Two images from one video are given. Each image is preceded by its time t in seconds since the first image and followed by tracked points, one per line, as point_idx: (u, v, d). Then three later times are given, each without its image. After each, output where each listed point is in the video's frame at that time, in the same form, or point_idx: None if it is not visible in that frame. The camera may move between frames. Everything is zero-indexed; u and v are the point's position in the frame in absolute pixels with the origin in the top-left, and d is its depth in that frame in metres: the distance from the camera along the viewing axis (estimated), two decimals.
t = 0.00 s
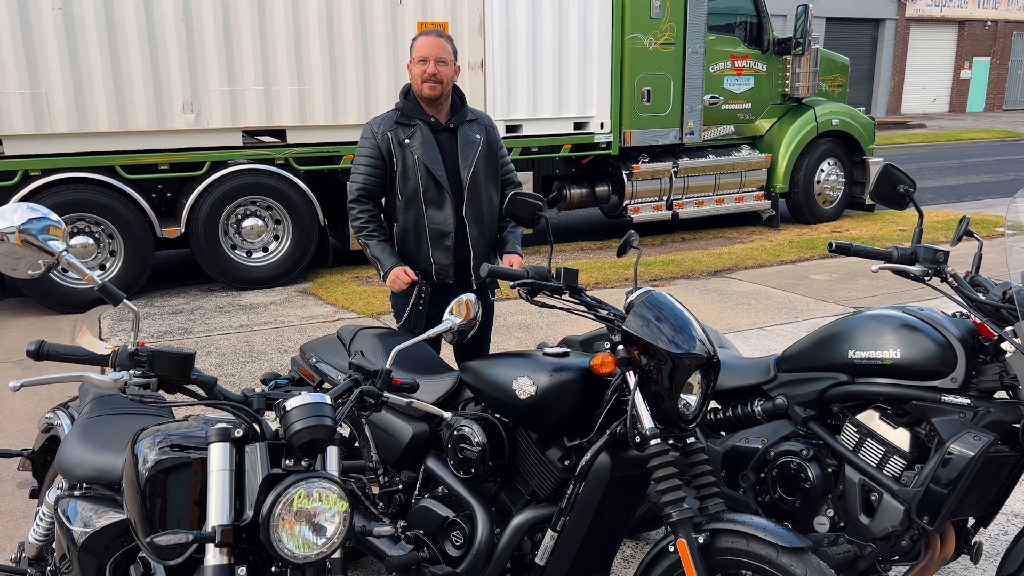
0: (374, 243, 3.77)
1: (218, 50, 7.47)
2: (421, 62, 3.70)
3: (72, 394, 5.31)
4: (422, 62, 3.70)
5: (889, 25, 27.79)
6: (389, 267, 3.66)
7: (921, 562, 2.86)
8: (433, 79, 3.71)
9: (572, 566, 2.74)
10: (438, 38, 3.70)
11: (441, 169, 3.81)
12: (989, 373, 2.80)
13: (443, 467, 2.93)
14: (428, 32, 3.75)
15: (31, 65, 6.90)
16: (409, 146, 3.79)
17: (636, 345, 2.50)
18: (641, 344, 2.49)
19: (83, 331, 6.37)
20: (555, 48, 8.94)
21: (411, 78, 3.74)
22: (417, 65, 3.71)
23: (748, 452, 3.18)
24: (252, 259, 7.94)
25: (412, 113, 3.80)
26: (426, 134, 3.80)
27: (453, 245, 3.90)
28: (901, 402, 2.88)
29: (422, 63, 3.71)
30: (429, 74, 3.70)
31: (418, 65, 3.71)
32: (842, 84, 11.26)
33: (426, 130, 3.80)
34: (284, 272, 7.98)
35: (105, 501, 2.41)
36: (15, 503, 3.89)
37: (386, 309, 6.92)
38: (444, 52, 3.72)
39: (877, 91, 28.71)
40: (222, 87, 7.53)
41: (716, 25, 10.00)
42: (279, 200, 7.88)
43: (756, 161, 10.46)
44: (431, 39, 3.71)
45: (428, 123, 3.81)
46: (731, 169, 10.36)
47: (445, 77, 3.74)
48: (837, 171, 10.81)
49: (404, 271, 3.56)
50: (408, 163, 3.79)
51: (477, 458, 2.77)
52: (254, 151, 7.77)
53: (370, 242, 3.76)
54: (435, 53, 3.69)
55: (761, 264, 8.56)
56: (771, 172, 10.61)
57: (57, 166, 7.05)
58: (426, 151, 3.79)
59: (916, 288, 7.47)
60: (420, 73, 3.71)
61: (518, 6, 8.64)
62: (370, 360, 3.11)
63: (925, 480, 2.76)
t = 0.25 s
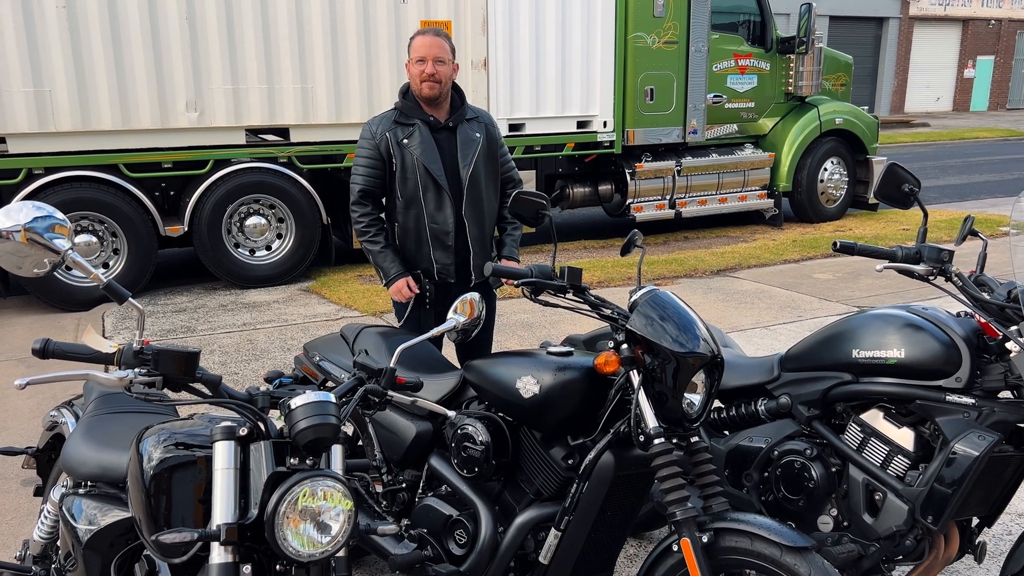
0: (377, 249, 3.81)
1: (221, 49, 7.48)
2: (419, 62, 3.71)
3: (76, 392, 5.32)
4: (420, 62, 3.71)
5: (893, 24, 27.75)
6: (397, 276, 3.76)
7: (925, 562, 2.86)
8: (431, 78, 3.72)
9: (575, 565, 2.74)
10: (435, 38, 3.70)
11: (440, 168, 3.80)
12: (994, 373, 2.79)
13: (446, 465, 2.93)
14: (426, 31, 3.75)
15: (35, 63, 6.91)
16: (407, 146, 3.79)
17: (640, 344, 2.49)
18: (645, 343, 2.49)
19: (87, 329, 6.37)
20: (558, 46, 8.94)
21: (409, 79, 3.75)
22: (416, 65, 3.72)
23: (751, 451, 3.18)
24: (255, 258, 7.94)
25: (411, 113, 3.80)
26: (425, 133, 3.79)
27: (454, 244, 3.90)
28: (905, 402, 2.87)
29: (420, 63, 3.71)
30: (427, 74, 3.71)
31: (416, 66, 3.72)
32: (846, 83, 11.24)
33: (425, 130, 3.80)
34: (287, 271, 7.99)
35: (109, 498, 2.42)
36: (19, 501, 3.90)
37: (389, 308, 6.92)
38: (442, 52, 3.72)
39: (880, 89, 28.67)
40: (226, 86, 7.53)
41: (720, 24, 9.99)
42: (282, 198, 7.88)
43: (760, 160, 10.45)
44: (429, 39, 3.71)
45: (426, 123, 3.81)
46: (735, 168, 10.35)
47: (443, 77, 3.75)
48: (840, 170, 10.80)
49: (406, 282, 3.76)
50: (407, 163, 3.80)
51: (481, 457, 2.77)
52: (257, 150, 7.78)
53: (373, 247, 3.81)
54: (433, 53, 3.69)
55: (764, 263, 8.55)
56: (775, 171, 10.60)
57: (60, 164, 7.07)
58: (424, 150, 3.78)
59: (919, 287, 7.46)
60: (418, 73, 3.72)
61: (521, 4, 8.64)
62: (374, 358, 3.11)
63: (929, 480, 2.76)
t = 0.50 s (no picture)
0: (395, 231, 3.75)
1: (226, 48, 7.49)
2: (414, 60, 3.71)
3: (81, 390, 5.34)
4: (415, 61, 3.71)
5: (897, 23, 27.70)
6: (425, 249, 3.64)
7: (928, 561, 2.86)
8: (426, 76, 3.73)
9: (578, 563, 2.75)
10: (430, 36, 3.70)
11: (438, 165, 3.81)
12: (998, 373, 2.79)
13: (450, 463, 2.93)
14: (421, 29, 3.75)
15: (40, 61, 6.93)
16: (405, 143, 3.80)
17: (644, 343, 2.49)
18: (649, 342, 2.49)
19: (91, 327, 6.39)
20: (562, 45, 8.93)
21: (405, 77, 3.76)
22: (411, 63, 3.73)
23: (755, 450, 3.18)
24: (259, 256, 7.95)
25: (408, 110, 3.81)
26: (423, 130, 3.81)
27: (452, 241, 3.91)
28: (909, 401, 2.87)
29: (415, 61, 3.72)
30: (422, 73, 3.72)
31: (411, 64, 3.73)
32: (850, 82, 11.22)
33: (423, 127, 3.81)
34: (291, 269, 7.99)
35: (114, 495, 2.43)
36: (24, 498, 3.91)
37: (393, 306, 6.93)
38: (438, 50, 3.72)
39: (884, 89, 28.63)
40: (230, 84, 7.54)
41: (724, 23, 9.98)
42: (286, 197, 7.89)
43: (764, 159, 10.44)
44: (423, 36, 3.71)
45: (424, 120, 3.82)
46: (739, 167, 10.34)
47: (439, 75, 3.75)
48: (844, 169, 10.78)
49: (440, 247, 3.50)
50: (405, 160, 3.81)
51: (484, 455, 2.78)
52: (262, 148, 7.79)
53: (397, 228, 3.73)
54: (428, 50, 3.69)
55: (768, 262, 8.55)
56: (778, 170, 10.59)
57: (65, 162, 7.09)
58: (423, 147, 3.80)
59: (923, 287, 7.45)
60: (414, 71, 3.73)
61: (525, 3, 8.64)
62: (377, 356, 3.12)
63: (933, 479, 2.76)
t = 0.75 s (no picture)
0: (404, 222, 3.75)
1: (231, 47, 7.50)
2: (410, 58, 3.71)
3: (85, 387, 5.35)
4: (410, 59, 3.71)
5: (902, 22, 27.66)
6: (441, 232, 3.68)
7: (932, 560, 2.86)
8: (422, 74, 3.72)
9: (582, 561, 2.75)
10: (425, 34, 3.69)
11: (436, 162, 3.83)
12: (1003, 372, 2.79)
13: (453, 461, 2.94)
14: (417, 28, 3.75)
15: (45, 59, 6.94)
16: (404, 141, 3.81)
17: (648, 341, 2.49)
18: (653, 340, 2.49)
19: (96, 325, 6.40)
20: (567, 44, 8.93)
21: (400, 75, 3.76)
22: (406, 61, 3.72)
23: (758, 449, 3.18)
24: (263, 254, 7.96)
25: (406, 108, 3.82)
26: (420, 128, 3.82)
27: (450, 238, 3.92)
28: (913, 400, 2.87)
29: (411, 59, 3.71)
30: (418, 71, 3.71)
31: (407, 62, 3.72)
32: (855, 82, 11.20)
33: (420, 124, 3.82)
34: (295, 267, 8.00)
35: (119, 492, 2.43)
36: (29, 494, 3.93)
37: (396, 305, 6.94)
38: (433, 48, 3.71)
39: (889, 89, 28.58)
40: (235, 82, 7.55)
41: (729, 22, 9.96)
42: (290, 195, 7.90)
43: (768, 158, 10.42)
44: (419, 35, 3.71)
45: (421, 118, 3.83)
46: (743, 166, 10.33)
47: (435, 73, 3.75)
48: (849, 169, 10.76)
49: (452, 230, 3.64)
50: (404, 157, 3.82)
51: (488, 453, 2.78)
52: (266, 146, 7.80)
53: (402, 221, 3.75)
54: (423, 49, 3.68)
55: (772, 262, 8.53)
56: (783, 170, 10.57)
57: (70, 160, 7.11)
58: (422, 144, 3.81)
59: (928, 286, 7.44)
60: (410, 69, 3.72)
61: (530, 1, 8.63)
62: (382, 354, 3.12)
63: (937, 479, 2.76)
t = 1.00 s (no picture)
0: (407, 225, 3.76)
1: (236, 45, 7.50)
2: (402, 61, 3.71)
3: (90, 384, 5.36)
4: (402, 61, 3.71)
5: (909, 22, 27.58)
6: (446, 231, 3.70)
7: (936, 561, 2.85)
8: (415, 76, 3.73)
9: (585, 560, 2.75)
10: (415, 36, 3.69)
11: (434, 162, 3.84)
12: (1009, 373, 2.77)
13: (457, 460, 2.93)
14: (407, 29, 3.75)
15: (51, 56, 6.95)
16: (402, 143, 3.80)
17: (652, 340, 2.49)
18: (657, 339, 2.48)
19: (100, 322, 6.42)
20: (572, 43, 8.92)
21: (392, 77, 3.77)
22: (398, 64, 3.73)
23: (763, 449, 3.17)
24: (268, 252, 7.97)
25: (402, 110, 3.81)
26: (417, 129, 3.82)
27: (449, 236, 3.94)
28: (919, 401, 2.86)
29: (403, 62, 3.72)
30: (411, 73, 3.72)
31: (399, 65, 3.73)
32: (861, 81, 11.17)
33: (417, 125, 3.82)
34: (300, 265, 8.01)
35: (122, 488, 2.43)
36: (33, 491, 3.93)
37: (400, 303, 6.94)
38: (424, 49, 3.72)
39: (895, 88, 28.50)
40: (240, 80, 7.56)
41: (735, 21, 9.93)
42: (295, 193, 7.90)
43: (773, 157, 10.40)
44: (410, 37, 3.71)
45: (417, 119, 3.83)
46: (748, 166, 10.31)
47: (428, 74, 3.76)
48: (854, 169, 10.74)
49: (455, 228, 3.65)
50: (403, 158, 3.81)
51: (491, 451, 2.77)
52: (271, 144, 7.81)
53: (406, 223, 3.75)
54: (415, 51, 3.69)
55: (777, 261, 8.51)
56: (788, 169, 10.55)
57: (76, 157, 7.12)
58: (419, 145, 3.81)
59: (933, 287, 7.42)
60: (402, 71, 3.73)
61: None
62: (385, 353, 3.12)
63: (942, 480, 2.75)
